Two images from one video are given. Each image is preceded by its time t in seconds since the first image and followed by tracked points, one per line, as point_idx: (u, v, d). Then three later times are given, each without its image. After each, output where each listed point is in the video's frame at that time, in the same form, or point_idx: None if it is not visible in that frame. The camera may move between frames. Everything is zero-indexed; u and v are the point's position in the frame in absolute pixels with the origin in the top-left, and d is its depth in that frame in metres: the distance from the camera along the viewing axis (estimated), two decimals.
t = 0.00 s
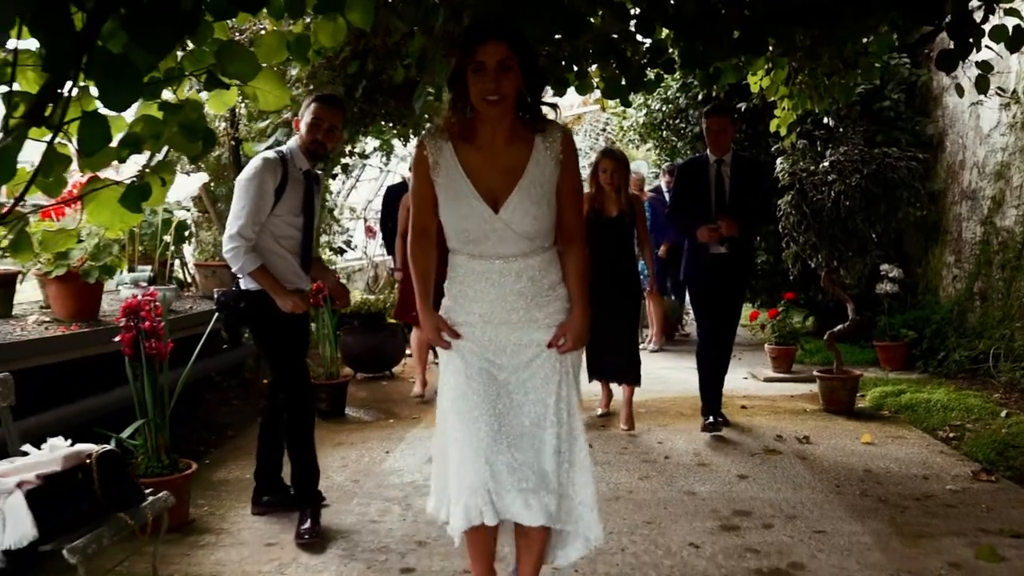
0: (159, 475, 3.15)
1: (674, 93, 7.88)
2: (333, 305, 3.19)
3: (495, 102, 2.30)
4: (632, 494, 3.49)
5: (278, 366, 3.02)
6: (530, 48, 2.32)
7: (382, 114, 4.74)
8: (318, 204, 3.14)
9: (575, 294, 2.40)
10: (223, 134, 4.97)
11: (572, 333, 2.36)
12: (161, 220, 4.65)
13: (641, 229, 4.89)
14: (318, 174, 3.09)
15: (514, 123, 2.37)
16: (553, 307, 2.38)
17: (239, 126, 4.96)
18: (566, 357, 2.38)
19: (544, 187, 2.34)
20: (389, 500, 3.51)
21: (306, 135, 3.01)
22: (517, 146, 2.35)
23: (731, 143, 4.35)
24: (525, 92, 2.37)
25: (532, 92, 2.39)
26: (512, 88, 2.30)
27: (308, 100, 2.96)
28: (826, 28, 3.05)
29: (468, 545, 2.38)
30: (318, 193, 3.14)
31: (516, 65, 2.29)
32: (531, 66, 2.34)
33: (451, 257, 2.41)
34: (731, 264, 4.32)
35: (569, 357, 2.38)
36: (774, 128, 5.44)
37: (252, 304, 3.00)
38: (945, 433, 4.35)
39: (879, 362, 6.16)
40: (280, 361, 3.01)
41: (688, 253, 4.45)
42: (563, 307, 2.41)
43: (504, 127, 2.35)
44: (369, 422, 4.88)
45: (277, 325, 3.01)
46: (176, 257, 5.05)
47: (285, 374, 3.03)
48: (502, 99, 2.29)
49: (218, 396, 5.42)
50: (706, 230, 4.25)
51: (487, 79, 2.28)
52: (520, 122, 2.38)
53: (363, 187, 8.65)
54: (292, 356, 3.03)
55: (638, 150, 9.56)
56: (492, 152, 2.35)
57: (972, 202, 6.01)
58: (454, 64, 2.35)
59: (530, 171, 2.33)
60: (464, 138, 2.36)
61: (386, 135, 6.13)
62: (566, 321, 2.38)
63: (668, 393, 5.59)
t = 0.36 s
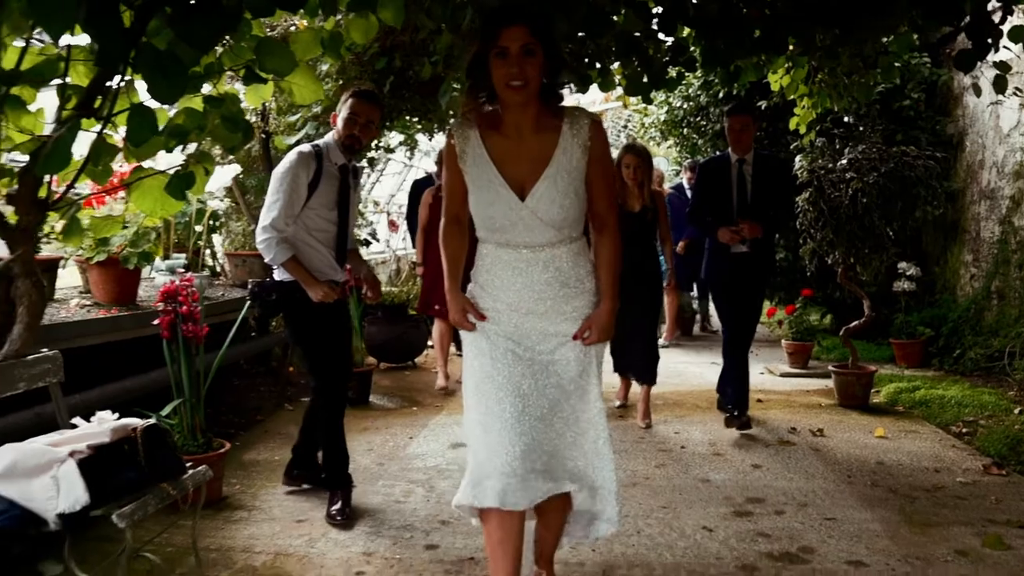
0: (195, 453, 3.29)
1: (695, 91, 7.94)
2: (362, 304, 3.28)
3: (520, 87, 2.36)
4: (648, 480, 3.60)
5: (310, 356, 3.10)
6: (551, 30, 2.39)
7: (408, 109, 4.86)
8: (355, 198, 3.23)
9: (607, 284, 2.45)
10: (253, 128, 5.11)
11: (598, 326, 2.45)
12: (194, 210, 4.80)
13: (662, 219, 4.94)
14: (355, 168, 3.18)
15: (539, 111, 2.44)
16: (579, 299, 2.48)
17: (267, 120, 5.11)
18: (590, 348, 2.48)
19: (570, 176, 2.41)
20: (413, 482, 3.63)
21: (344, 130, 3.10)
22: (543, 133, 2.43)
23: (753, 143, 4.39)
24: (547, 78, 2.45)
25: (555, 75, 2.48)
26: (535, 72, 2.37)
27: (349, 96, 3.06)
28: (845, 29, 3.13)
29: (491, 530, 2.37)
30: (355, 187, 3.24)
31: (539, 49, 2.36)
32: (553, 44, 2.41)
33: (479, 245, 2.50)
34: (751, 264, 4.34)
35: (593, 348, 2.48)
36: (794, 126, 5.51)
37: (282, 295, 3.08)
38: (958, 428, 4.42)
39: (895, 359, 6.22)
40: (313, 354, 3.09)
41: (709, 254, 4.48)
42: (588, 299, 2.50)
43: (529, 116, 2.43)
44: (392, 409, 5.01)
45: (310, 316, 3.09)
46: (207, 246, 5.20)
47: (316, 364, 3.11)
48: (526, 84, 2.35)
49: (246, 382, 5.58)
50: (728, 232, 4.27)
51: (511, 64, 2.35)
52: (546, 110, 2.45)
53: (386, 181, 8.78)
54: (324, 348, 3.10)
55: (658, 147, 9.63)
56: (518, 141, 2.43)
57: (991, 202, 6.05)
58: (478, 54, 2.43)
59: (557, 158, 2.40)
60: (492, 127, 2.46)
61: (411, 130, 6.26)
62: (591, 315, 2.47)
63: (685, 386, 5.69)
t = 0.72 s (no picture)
0: (224, 435, 3.43)
1: (713, 90, 8.01)
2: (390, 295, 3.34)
3: (546, 81, 2.32)
4: (661, 468, 3.70)
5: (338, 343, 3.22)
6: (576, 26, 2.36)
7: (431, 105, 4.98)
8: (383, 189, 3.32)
9: (631, 285, 2.37)
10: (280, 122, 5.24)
11: (622, 328, 2.36)
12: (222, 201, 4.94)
13: (681, 215, 4.98)
14: (382, 159, 3.28)
15: (566, 107, 2.38)
16: (604, 300, 2.39)
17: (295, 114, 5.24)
18: (614, 350, 2.39)
19: (596, 174, 2.33)
20: (433, 467, 3.76)
21: (376, 123, 3.22)
22: (569, 130, 2.36)
23: (772, 142, 4.43)
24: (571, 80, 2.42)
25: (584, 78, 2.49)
26: (563, 66, 2.33)
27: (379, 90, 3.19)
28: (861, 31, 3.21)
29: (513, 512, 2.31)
30: (382, 178, 3.34)
31: (566, 44, 2.32)
32: (576, 41, 2.39)
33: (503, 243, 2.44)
34: (768, 263, 4.39)
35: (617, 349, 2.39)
36: (811, 126, 5.59)
37: (312, 283, 3.17)
38: (967, 425, 4.49)
39: (907, 357, 6.28)
40: (340, 343, 3.22)
41: (727, 253, 4.54)
42: (612, 300, 2.41)
43: (555, 112, 2.37)
44: (412, 399, 5.13)
45: (340, 304, 3.19)
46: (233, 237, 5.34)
47: (343, 352, 3.22)
48: (553, 79, 2.30)
49: (269, 370, 5.72)
50: (746, 231, 4.32)
51: (538, 58, 2.31)
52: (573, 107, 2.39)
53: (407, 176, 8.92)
54: (351, 336, 3.22)
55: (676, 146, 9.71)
56: (544, 138, 2.37)
57: (1006, 204, 6.10)
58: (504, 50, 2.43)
59: (583, 155, 2.32)
60: (518, 124, 2.41)
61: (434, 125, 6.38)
62: (616, 316, 2.38)
63: (699, 381, 5.78)
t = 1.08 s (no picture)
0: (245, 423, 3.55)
1: (725, 93, 8.10)
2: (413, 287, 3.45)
3: (570, 82, 2.33)
4: (668, 461, 3.81)
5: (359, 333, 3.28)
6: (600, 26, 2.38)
7: (446, 105, 5.09)
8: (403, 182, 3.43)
9: (644, 285, 2.42)
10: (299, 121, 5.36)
11: (636, 328, 2.39)
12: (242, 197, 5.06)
13: (691, 212, 5.05)
14: (402, 152, 3.38)
15: (586, 109, 2.41)
16: (617, 302, 2.42)
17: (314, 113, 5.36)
18: (628, 352, 2.41)
19: (614, 177, 2.37)
20: (446, 458, 3.86)
21: (395, 116, 3.30)
22: (589, 132, 2.39)
23: (783, 141, 4.47)
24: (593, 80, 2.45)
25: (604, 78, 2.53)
26: (587, 67, 2.35)
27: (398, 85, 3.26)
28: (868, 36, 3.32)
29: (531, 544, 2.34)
30: (403, 170, 3.44)
31: (590, 44, 2.34)
32: (598, 41, 2.41)
33: (516, 245, 2.44)
34: (780, 262, 4.44)
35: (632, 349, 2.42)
36: (820, 129, 5.68)
37: (335, 274, 3.29)
38: (968, 424, 4.58)
39: (912, 359, 6.35)
40: (360, 333, 3.28)
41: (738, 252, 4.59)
42: (625, 303, 2.44)
43: (575, 115, 2.39)
44: (424, 393, 5.25)
45: (361, 296, 3.28)
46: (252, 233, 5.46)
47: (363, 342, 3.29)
48: (577, 79, 2.32)
49: (285, 364, 5.85)
50: (758, 232, 4.36)
51: (562, 58, 2.33)
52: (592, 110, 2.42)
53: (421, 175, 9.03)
54: (370, 327, 3.29)
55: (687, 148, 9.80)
56: (563, 140, 2.39)
57: (1012, 208, 6.17)
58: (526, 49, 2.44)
59: (602, 159, 2.36)
60: (536, 125, 2.41)
61: (448, 125, 6.49)
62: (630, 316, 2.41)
63: (706, 379, 5.89)
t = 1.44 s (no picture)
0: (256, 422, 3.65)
1: (726, 99, 8.21)
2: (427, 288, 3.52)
3: (592, 98, 2.24)
4: (667, 460, 3.91)
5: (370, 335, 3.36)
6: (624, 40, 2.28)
7: (452, 111, 5.19)
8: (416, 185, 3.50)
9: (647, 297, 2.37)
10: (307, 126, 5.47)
11: (646, 336, 2.30)
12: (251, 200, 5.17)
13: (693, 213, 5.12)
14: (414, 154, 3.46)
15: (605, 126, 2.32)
16: (625, 317, 2.33)
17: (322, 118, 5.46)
18: (636, 361, 2.32)
19: (629, 197, 2.30)
20: (451, 457, 3.97)
21: (404, 118, 3.33)
22: (607, 151, 2.32)
23: (785, 143, 4.54)
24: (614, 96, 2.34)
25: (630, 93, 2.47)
26: (610, 82, 2.25)
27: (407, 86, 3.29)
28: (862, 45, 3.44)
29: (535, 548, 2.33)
30: (416, 173, 3.53)
31: (614, 58, 2.24)
32: (622, 56, 2.31)
33: (523, 262, 2.35)
34: (781, 263, 4.52)
35: (640, 361, 2.33)
36: (819, 135, 5.78)
37: (348, 277, 3.37)
38: (961, 424, 4.69)
39: (908, 361, 6.45)
40: (369, 333, 3.36)
41: (738, 252, 4.65)
42: (631, 317, 2.36)
43: (595, 131, 2.30)
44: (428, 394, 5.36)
45: (373, 297, 3.36)
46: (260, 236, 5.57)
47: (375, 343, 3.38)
48: (600, 95, 2.23)
49: (291, 365, 5.95)
50: (763, 235, 4.42)
51: (586, 73, 2.23)
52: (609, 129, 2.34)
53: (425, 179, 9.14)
54: (380, 327, 3.38)
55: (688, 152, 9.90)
56: (579, 156, 2.29)
57: (1007, 213, 6.27)
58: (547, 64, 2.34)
59: (620, 179, 2.29)
60: (555, 138, 2.30)
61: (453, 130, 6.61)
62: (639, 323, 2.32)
63: (705, 381, 5.99)
